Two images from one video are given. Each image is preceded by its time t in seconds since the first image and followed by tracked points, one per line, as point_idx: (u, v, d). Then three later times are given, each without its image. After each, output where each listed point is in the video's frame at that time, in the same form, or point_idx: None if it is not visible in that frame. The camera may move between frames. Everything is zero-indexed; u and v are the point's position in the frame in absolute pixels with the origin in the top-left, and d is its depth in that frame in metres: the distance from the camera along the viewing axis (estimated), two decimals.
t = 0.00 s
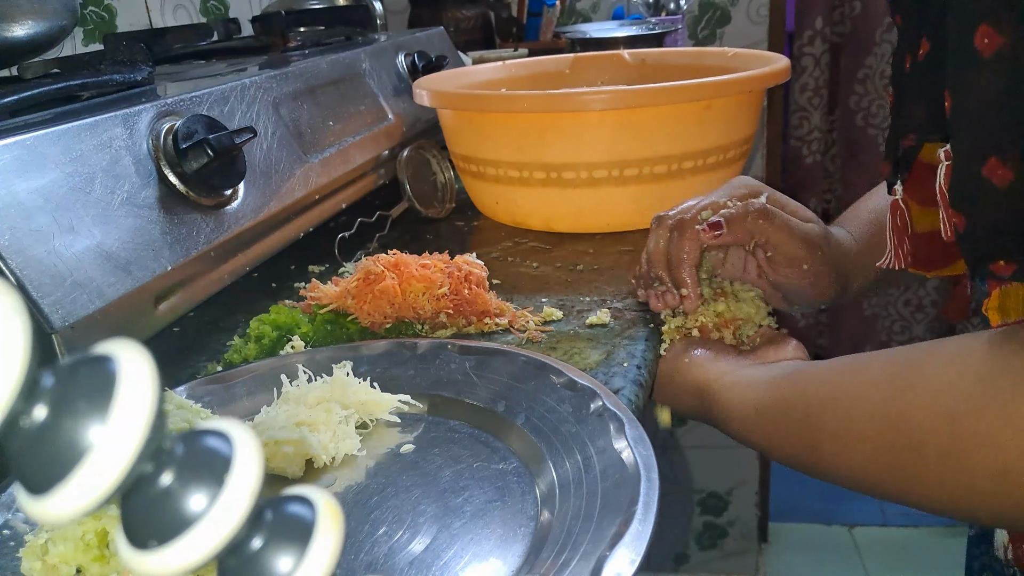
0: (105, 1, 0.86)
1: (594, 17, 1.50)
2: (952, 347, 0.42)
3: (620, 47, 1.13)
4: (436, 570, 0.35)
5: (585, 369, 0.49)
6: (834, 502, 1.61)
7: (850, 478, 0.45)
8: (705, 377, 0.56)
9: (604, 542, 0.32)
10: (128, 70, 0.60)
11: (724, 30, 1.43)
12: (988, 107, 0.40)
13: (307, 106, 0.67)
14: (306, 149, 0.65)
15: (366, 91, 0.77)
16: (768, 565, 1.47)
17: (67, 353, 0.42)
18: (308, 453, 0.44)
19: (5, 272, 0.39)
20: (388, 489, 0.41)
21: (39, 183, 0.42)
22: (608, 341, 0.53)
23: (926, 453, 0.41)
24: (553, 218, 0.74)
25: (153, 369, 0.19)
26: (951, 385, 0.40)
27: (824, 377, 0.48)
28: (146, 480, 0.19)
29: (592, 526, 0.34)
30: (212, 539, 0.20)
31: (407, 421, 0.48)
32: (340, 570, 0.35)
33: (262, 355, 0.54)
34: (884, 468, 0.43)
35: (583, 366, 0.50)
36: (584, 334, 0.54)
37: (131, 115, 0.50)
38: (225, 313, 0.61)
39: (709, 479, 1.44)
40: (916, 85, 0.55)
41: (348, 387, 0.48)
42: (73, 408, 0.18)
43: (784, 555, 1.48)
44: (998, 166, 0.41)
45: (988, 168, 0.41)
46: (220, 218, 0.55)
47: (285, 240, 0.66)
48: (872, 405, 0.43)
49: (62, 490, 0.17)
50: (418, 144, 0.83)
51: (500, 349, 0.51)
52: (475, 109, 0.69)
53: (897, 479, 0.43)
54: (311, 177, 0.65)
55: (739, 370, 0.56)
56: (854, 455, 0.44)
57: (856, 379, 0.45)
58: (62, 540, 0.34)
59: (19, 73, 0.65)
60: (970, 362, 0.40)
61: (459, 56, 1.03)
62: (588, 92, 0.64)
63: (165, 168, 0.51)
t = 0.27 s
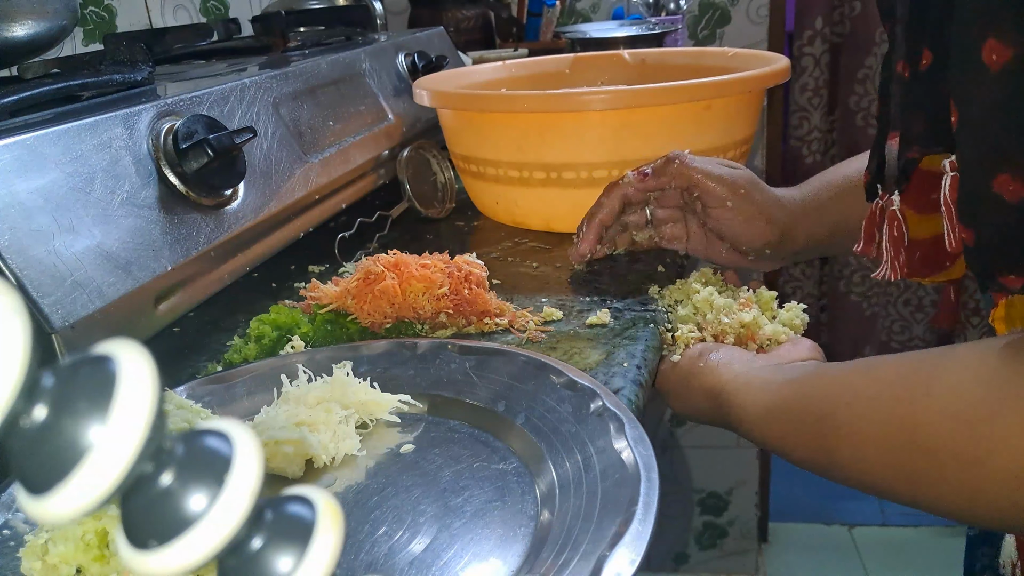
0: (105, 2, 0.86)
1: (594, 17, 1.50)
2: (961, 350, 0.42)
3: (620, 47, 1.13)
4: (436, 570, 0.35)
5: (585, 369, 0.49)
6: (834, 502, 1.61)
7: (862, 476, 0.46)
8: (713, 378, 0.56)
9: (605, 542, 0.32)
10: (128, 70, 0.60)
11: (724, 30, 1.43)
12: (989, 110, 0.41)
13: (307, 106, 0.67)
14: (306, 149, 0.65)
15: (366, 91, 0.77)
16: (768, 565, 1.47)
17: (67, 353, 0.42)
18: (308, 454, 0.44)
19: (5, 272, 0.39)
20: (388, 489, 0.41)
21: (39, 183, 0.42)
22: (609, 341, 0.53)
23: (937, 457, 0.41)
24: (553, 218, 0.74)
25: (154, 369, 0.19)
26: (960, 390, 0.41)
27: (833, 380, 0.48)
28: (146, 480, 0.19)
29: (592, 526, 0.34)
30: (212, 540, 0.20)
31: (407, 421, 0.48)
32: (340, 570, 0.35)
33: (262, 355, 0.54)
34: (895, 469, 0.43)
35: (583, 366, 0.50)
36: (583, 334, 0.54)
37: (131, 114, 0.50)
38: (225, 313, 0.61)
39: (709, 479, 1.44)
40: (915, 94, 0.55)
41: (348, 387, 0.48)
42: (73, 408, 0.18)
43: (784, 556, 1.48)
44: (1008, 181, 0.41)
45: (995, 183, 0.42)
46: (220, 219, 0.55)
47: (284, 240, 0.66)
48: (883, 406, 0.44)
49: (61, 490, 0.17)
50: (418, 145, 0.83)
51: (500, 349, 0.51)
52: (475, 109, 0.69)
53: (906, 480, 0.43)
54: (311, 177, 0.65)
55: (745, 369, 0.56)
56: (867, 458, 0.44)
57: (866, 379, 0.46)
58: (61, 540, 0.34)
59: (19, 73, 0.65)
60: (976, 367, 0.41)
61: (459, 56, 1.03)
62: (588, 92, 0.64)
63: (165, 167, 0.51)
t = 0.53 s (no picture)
0: (105, 1, 0.86)
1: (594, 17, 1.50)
2: (962, 350, 0.42)
3: (620, 47, 1.13)
4: (436, 570, 0.35)
5: (584, 369, 0.49)
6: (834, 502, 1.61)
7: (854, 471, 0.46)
8: (704, 375, 0.55)
9: (604, 542, 0.32)
10: (128, 70, 0.60)
11: (724, 30, 1.43)
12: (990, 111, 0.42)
13: (307, 106, 0.67)
14: (306, 149, 0.65)
15: (366, 91, 0.77)
16: (768, 565, 1.47)
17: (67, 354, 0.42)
18: (308, 454, 0.44)
19: (5, 272, 0.39)
20: (388, 489, 0.41)
21: (39, 183, 0.42)
22: (609, 341, 0.53)
23: (941, 467, 0.41)
24: (553, 219, 0.74)
25: (153, 369, 0.19)
26: (963, 394, 0.40)
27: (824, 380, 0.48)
28: (146, 480, 0.19)
29: (591, 526, 0.34)
30: (211, 540, 0.20)
31: (407, 421, 0.48)
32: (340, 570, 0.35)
33: (261, 355, 0.54)
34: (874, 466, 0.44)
35: (583, 365, 0.50)
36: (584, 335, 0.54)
37: (131, 114, 0.50)
38: (225, 313, 0.61)
39: (709, 479, 1.44)
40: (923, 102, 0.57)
41: (348, 387, 0.48)
42: (73, 408, 0.18)
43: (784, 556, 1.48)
44: (1011, 192, 0.42)
45: (1000, 196, 0.42)
46: (220, 219, 0.55)
47: (284, 240, 0.66)
48: (888, 412, 0.43)
49: (61, 490, 0.17)
50: (419, 145, 0.83)
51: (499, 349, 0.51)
52: (475, 109, 0.69)
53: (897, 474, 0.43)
54: (311, 177, 0.65)
55: (738, 368, 0.55)
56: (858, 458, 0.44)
57: (869, 379, 0.45)
58: (61, 540, 0.34)
59: (19, 73, 0.64)
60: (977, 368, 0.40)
61: (459, 56, 1.03)
62: (588, 92, 0.64)
63: (165, 167, 0.51)
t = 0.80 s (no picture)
0: (105, 2, 0.86)
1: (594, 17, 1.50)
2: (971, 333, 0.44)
3: (620, 47, 1.13)
4: (436, 570, 0.35)
5: (585, 369, 0.49)
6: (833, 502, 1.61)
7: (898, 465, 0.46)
8: (725, 340, 0.57)
9: (605, 542, 0.32)
10: (128, 70, 0.60)
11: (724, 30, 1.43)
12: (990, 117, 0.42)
13: (307, 106, 0.67)
14: (306, 149, 0.65)
15: (366, 91, 0.77)
16: (768, 564, 1.47)
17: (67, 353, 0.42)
18: (308, 454, 0.44)
19: (5, 272, 0.39)
20: (388, 489, 0.41)
21: (39, 184, 0.42)
22: (609, 341, 0.53)
23: (976, 460, 0.42)
24: (553, 219, 0.74)
25: (153, 368, 0.19)
26: (981, 384, 0.42)
27: (853, 369, 0.48)
28: (146, 480, 0.19)
29: (591, 526, 0.34)
30: (212, 540, 0.20)
31: (407, 421, 0.48)
32: (340, 570, 0.35)
33: (262, 355, 0.54)
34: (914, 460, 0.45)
35: (583, 365, 0.50)
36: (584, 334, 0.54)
37: (131, 114, 0.50)
38: (225, 313, 0.61)
39: (709, 479, 1.45)
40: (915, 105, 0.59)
41: (348, 387, 0.48)
42: (74, 408, 0.18)
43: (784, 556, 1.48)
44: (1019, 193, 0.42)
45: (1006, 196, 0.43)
46: (220, 219, 0.55)
47: (284, 240, 0.66)
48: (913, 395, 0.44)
49: (61, 490, 0.17)
50: (419, 145, 0.83)
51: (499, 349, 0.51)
52: (476, 109, 0.69)
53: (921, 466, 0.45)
54: (312, 177, 0.65)
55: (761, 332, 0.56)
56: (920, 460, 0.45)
57: (887, 357, 0.47)
58: (61, 540, 0.34)
59: (19, 73, 0.65)
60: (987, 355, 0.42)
61: (459, 56, 1.03)
62: (588, 92, 0.64)
63: (165, 167, 0.51)
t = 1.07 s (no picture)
0: (105, 2, 0.86)
1: (594, 17, 1.50)
2: None
3: (620, 47, 1.13)
4: (436, 570, 0.35)
5: (585, 369, 0.49)
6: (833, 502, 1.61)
7: (826, 74, 0.34)
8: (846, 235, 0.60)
9: (605, 542, 0.32)
10: (128, 70, 0.60)
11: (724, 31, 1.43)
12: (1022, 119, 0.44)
13: (307, 106, 0.67)
14: (306, 149, 0.65)
15: (366, 91, 0.77)
16: (768, 565, 1.47)
17: (66, 354, 0.42)
18: (308, 454, 0.44)
19: (5, 272, 0.39)
20: (388, 489, 0.41)
21: (39, 183, 0.42)
22: (609, 341, 0.53)
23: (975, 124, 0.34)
24: (553, 218, 0.74)
25: (154, 368, 0.19)
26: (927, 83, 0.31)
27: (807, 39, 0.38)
28: (147, 480, 0.19)
29: (592, 526, 0.34)
30: (211, 540, 0.20)
31: (407, 421, 0.48)
32: (340, 571, 0.35)
33: (262, 355, 0.54)
34: (878, 107, 0.34)
35: (583, 365, 0.50)
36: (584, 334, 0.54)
37: (131, 114, 0.49)
38: (225, 313, 0.61)
39: (709, 478, 1.45)
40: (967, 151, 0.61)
41: (349, 387, 0.48)
42: (73, 408, 0.18)
43: (784, 556, 1.48)
44: None
45: None
46: (220, 219, 0.55)
47: (284, 240, 0.66)
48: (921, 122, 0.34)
49: (61, 491, 0.17)
50: (419, 145, 0.83)
51: (500, 349, 0.51)
52: (476, 110, 0.69)
53: (889, 119, 0.34)
54: (312, 177, 0.65)
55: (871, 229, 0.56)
56: (890, 72, 0.32)
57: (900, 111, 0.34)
58: (61, 540, 0.34)
59: (19, 73, 0.65)
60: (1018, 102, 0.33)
61: (460, 56, 1.03)
62: (588, 92, 0.64)
63: (165, 167, 0.51)
